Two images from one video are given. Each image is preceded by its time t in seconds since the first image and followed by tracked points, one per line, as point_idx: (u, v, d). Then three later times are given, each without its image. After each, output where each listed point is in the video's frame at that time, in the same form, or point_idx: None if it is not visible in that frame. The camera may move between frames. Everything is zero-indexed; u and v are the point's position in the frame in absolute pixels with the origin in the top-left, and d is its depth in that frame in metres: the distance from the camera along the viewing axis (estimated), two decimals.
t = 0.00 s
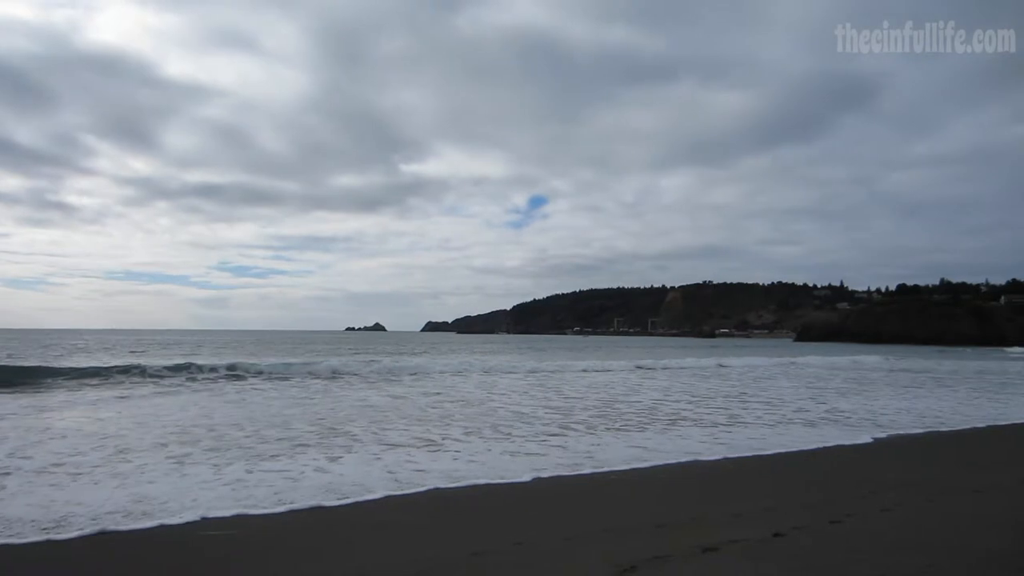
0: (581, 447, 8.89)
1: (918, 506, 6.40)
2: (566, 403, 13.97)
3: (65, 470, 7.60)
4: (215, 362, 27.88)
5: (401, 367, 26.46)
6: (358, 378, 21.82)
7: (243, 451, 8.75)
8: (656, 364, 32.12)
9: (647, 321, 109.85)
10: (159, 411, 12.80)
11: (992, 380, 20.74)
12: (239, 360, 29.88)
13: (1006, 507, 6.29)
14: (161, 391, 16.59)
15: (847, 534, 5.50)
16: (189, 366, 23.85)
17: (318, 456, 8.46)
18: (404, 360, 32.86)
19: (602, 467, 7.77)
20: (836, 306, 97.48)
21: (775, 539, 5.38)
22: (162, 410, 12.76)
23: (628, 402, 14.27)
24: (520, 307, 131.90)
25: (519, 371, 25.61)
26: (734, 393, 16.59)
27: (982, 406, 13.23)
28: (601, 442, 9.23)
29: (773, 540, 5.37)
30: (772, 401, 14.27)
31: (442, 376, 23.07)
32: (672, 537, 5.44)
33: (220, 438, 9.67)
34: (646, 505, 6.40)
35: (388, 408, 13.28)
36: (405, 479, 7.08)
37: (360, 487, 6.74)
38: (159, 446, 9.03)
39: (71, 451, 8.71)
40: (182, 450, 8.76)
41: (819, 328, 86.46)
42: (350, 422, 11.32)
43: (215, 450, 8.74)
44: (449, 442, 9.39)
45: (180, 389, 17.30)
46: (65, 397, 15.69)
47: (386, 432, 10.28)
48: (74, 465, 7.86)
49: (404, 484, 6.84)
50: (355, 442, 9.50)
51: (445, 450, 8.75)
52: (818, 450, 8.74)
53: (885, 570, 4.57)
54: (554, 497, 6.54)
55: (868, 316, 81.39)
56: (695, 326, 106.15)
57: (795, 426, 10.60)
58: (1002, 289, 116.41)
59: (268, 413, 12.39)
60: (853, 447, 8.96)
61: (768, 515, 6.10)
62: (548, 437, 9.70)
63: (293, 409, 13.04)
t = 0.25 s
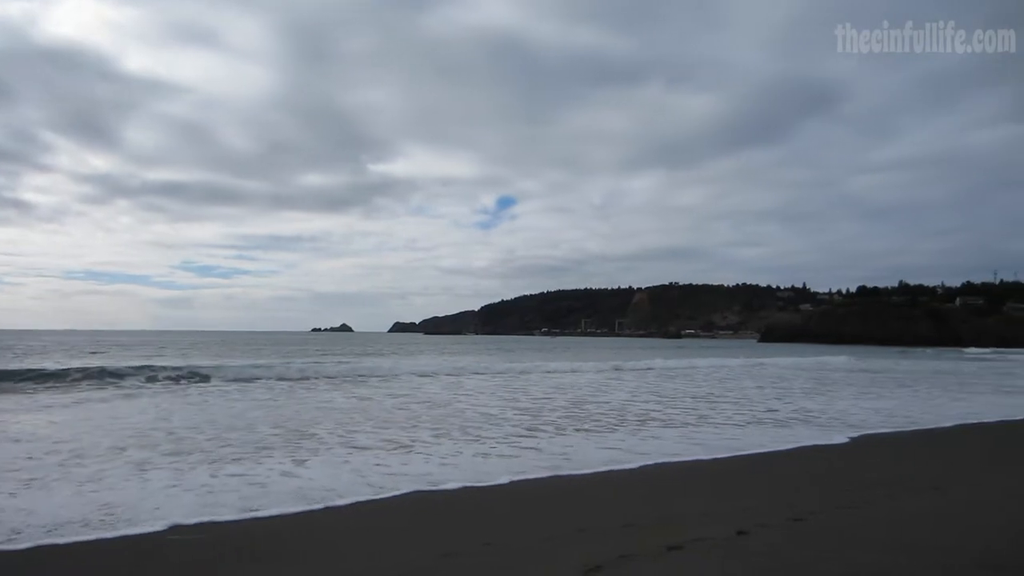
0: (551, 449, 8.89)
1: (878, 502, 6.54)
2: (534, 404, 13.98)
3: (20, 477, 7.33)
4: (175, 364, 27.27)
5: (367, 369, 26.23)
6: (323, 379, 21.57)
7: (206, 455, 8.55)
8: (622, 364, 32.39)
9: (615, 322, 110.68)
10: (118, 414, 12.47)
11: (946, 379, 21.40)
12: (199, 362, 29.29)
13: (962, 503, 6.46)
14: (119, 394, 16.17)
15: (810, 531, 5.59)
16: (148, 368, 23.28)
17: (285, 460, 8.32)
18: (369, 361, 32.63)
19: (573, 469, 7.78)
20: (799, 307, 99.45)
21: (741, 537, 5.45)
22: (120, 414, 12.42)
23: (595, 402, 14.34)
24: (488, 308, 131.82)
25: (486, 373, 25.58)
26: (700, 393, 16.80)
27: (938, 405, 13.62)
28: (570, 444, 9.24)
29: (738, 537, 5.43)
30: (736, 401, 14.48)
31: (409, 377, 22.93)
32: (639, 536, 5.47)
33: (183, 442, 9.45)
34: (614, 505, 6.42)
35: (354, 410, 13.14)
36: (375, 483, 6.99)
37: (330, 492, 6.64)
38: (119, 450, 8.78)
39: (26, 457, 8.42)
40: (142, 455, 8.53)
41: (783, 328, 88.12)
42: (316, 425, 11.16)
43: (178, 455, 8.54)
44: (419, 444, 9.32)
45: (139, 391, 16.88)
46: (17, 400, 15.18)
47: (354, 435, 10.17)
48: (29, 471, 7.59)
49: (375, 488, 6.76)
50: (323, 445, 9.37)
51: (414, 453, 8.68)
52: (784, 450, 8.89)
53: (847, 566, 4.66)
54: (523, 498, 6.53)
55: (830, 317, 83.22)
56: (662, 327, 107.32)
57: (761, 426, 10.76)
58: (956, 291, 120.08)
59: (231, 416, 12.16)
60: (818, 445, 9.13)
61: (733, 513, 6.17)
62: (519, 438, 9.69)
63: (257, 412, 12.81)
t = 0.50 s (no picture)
0: (519, 450, 8.88)
1: (835, 501, 6.67)
2: (501, 405, 13.96)
3: None
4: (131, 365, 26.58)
5: (330, 370, 25.90)
6: (286, 380, 21.26)
7: (165, 459, 8.33)
8: (588, 365, 32.57)
9: (581, 323, 111.30)
10: (73, 418, 12.09)
11: (902, 379, 22.00)
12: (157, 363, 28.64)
13: (921, 501, 6.61)
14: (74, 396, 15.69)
15: (769, 529, 5.68)
16: (103, 369, 22.64)
17: (249, 464, 8.15)
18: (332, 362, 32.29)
19: (543, 469, 7.77)
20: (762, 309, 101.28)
21: (702, 535, 5.51)
22: (75, 417, 12.05)
23: (562, 403, 14.39)
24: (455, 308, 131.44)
25: (452, 373, 25.47)
26: (666, 394, 16.98)
27: (895, 405, 13.98)
28: (538, 445, 9.24)
29: (700, 536, 5.49)
30: (700, 401, 14.67)
31: (374, 378, 22.72)
32: (602, 535, 5.50)
33: (143, 445, 9.21)
34: (578, 505, 6.44)
35: (318, 412, 12.97)
36: (342, 487, 6.90)
37: (295, 496, 6.53)
38: (75, 455, 8.52)
39: None
40: (99, 459, 8.28)
41: (746, 329, 89.61)
42: (281, 427, 10.97)
43: (138, 459, 8.31)
44: (386, 446, 9.23)
45: (95, 394, 16.41)
46: None
47: (320, 437, 10.02)
48: None
49: (341, 492, 6.66)
50: (288, 448, 9.21)
51: (382, 456, 8.59)
52: (749, 449, 9.01)
53: (805, 565, 4.74)
54: (489, 500, 6.51)
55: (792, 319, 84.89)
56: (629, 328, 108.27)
57: (726, 426, 10.90)
58: (912, 294, 123.57)
59: (192, 418, 11.88)
60: (782, 445, 9.28)
61: (696, 512, 6.24)
62: (487, 440, 9.66)
63: (218, 414, 12.55)
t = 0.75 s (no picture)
0: (486, 451, 8.84)
1: (794, 498, 6.80)
2: (467, 406, 13.92)
3: None
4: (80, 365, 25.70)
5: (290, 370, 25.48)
6: (245, 381, 20.83)
7: (121, 462, 8.09)
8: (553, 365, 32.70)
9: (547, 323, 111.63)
10: (19, 420, 11.64)
11: (858, 379, 22.58)
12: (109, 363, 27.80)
13: (880, 499, 6.77)
14: (21, 398, 15.11)
15: (731, 526, 5.75)
16: (51, 369, 21.86)
17: (209, 466, 7.95)
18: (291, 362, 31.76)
19: (510, 470, 7.75)
20: (724, 310, 102.97)
21: (664, 534, 5.55)
22: (22, 420, 11.59)
23: (526, 403, 14.40)
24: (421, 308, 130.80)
25: (415, 374, 25.28)
26: (630, 394, 17.13)
27: (852, 404, 14.32)
28: (504, 446, 9.23)
29: (662, 534, 5.53)
30: (663, 402, 14.81)
31: (336, 378, 22.42)
32: (566, 534, 5.51)
33: (97, 448, 8.91)
34: (543, 505, 6.44)
35: (279, 413, 12.74)
36: (306, 490, 6.78)
37: (258, 500, 6.39)
38: (24, 459, 8.19)
39: None
40: (49, 463, 7.98)
41: (709, 330, 90.98)
42: (241, 429, 10.74)
43: (90, 463, 8.03)
44: (351, 448, 9.11)
45: (43, 395, 15.83)
46: None
47: (282, 439, 9.84)
48: None
49: (305, 496, 6.53)
50: (249, 450, 9.01)
51: (346, 457, 8.48)
52: (714, 449, 9.12)
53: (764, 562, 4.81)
54: (453, 501, 6.47)
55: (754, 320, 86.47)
56: (594, 329, 109.03)
57: (691, 426, 11.03)
58: (868, 296, 126.90)
59: (146, 420, 11.55)
60: (746, 445, 9.42)
61: (658, 510, 6.29)
62: (454, 441, 9.60)
63: (174, 415, 12.22)
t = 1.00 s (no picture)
0: (454, 453, 8.77)
1: (754, 495, 6.90)
2: (432, 407, 13.82)
3: None
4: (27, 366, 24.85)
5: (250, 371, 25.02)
6: (204, 382, 20.39)
7: (73, 467, 7.81)
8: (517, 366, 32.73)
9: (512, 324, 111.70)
10: None
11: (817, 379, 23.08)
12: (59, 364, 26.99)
13: (844, 496, 6.89)
14: None
15: (691, 524, 5.81)
16: None
17: (169, 470, 7.74)
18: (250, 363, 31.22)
19: (479, 472, 7.70)
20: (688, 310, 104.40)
21: (628, 532, 5.58)
22: None
23: (492, 404, 14.36)
24: (383, 308, 130.02)
25: (379, 374, 25.04)
26: (596, 394, 17.21)
27: (812, 403, 14.63)
28: (471, 447, 9.19)
29: (625, 533, 5.56)
30: (628, 402, 14.92)
31: (298, 379, 22.08)
32: (529, 534, 5.50)
33: (50, 452, 8.61)
34: (510, 506, 6.41)
35: (240, 415, 12.49)
36: (271, 494, 6.63)
37: (219, 506, 6.20)
38: None
39: None
40: None
41: (673, 330, 92.09)
42: (201, 431, 10.49)
43: (43, 468, 7.75)
44: (315, 450, 8.96)
45: None
46: None
47: (244, 441, 9.63)
48: None
49: (269, 500, 6.38)
50: (211, 453, 8.81)
51: (312, 460, 8.34)
52: (681, 449, 9.20)
53: (726, 560, 4.85)
54: (422, 503, 6.40)
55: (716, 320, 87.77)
56: (560, 329, 109.47)
57: (657, 426, 11.11)
58: (826, 297, 129.85)
59: (101, 423, 11.20)
60: (712, 445, 9.51)
61: (621, 509, 6.33)
62: (421, 442, 9.51)
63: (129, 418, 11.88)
